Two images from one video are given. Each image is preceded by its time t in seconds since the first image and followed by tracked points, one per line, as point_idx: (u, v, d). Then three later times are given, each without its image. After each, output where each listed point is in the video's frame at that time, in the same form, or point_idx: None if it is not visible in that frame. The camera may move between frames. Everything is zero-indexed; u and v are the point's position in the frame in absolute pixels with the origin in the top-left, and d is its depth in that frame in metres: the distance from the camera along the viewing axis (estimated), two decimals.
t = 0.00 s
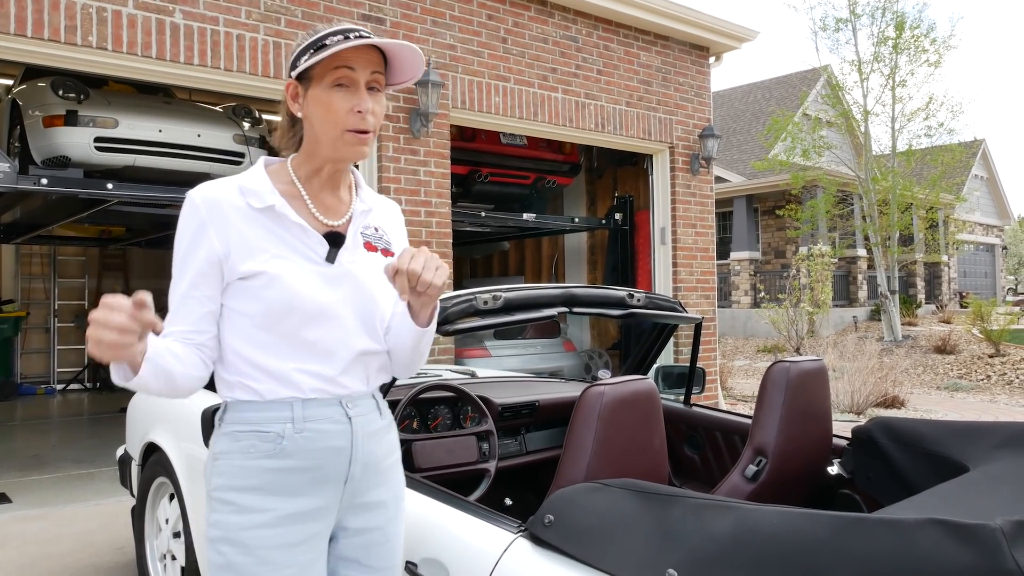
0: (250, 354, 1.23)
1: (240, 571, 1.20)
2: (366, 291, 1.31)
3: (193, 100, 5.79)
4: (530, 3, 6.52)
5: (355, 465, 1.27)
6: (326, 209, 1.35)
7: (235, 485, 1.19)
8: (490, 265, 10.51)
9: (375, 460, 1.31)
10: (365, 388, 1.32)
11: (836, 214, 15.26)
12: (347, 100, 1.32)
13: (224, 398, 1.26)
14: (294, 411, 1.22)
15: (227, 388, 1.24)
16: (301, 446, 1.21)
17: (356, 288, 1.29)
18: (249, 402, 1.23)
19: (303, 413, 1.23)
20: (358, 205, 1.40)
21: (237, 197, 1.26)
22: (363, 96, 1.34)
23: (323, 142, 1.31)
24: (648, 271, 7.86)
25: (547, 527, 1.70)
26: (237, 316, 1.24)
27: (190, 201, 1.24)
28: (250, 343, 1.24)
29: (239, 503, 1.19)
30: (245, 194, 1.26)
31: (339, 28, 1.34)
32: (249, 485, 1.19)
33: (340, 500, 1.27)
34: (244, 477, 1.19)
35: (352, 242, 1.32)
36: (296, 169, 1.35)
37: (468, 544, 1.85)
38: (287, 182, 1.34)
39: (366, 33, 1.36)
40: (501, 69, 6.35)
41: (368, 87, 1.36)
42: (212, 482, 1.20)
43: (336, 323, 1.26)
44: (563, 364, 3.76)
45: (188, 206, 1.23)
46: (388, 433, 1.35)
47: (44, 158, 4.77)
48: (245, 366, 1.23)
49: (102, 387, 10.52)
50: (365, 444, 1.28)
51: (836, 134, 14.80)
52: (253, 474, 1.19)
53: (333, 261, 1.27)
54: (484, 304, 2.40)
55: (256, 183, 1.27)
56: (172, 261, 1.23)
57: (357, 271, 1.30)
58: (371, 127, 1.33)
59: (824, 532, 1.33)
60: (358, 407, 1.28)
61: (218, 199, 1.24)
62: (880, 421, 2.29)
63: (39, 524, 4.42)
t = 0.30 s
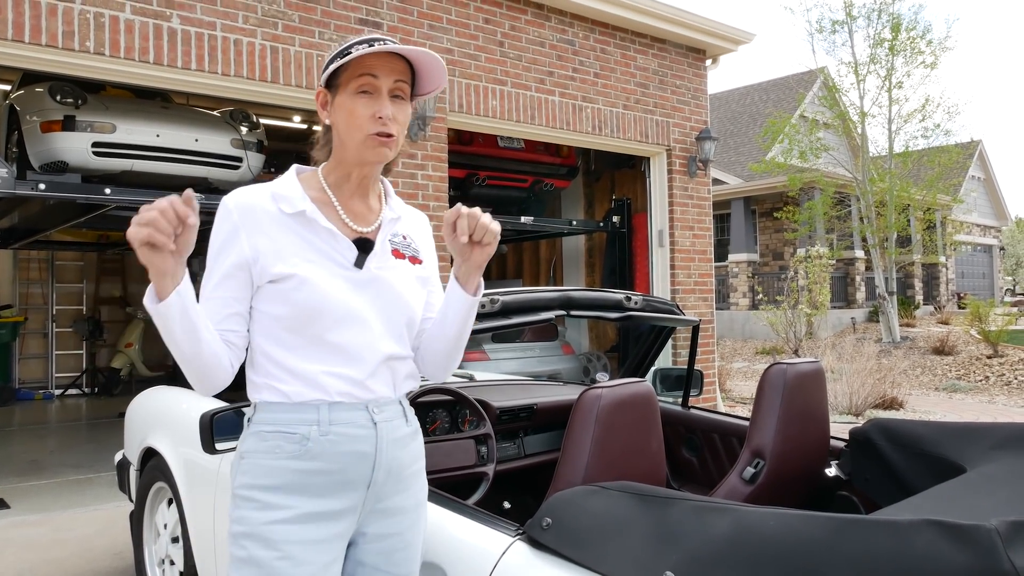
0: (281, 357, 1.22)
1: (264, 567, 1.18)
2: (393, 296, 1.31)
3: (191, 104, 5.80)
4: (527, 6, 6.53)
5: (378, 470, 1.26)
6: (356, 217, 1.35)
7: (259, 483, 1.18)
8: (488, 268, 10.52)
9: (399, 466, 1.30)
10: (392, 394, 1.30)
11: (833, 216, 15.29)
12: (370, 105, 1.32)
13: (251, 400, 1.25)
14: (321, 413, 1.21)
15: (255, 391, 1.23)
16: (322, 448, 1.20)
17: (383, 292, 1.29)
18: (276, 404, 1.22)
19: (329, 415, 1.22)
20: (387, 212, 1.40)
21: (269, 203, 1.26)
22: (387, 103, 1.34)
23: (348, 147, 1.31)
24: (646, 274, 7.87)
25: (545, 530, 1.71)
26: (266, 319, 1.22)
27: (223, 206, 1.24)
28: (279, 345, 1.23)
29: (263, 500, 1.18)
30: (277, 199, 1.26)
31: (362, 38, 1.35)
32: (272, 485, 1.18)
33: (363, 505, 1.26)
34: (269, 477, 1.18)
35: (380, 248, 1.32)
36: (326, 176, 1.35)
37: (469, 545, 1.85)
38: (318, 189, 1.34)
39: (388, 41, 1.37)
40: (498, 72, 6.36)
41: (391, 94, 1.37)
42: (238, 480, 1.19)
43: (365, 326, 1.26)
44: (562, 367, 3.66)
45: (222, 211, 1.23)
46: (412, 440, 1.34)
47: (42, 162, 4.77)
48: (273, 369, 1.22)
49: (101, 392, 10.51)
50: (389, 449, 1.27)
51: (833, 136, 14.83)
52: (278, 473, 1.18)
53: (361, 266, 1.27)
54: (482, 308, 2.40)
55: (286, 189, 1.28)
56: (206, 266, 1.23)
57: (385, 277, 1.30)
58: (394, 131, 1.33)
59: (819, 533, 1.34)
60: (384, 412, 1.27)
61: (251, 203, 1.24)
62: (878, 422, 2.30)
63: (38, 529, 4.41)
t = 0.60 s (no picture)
0: (290, 361, 1.21)
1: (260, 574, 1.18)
2: (401, 304, 1.32)
3: (188, 111, 5.82)
4: (523, 12, 6.56)
5: (380, 478, 1.26)
6: (369, 223, 1.35)
7: (262, 493, 1.18)
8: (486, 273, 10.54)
9: (401, 475, 1.30)
10: (395, 404, 1.31)
11: (831, 219, 15.32)
12: (389, 109, 1.34)
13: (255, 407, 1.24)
14: (323, 423, 1.21)
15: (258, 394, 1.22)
16: (324, 457, 1.20)
17: (392, 300, 1.30)
18: (279, 411, 1.21)
19: (331, 425, 1.21)
20: (397, 223, 1.40)
21: (283, 206, 1.25)
22: (406, 108, 1.36)
23: (362, 147, 1.32)
24: (643, 278, 7.88)
25: (543, 535, 1.71)
26: (276, 322, 1.20)
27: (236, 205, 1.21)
28: (288, 349, 1.21)
29: (265, 509, 1.18)
30: (293, 203, 1.25)
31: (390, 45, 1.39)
32: (273, 493, 1.18)
33: (364, 513, 1.27)
34: (270, 486, 1.18)
35: (390, 256, 1.33)
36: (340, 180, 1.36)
37: (466, 550, 1.86)
38: (332, 194, 1.33)
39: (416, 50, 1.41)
40: (495, 78, 6.37)
41: (412, 102, 1.39)
42: (239, 489, 1.19)
43: (375, 332, 1.26)
44: (560, 372, 3.68)
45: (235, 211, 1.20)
46: (414, 449, 1.35)
47: (40, 169, 4.78)
48: (280, 374, 1.21)
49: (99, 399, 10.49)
50: (391, 458, 1.28)
51: (830, 140, 14.87)
52: (280, 483, 1.18)
53: (373, 273, 1.28)
54: (479, 314, 2.41)
55: (302, 191, 1.28)
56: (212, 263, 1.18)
57: (395, 285, 1.31)
58: (409, 137, 1.34)
59: (813, 537, 1.34)
60: (387, 421, 1.27)
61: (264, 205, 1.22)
62: (874, 426, 2.30)
63: (35, 536, 4.41)
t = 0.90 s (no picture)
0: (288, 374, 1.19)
1: None
2: (394, 318, 1.31)
3: (187, 119, 5.84)
4: (521, 19, 6.59)
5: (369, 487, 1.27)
6: (368, 236, 1.33)
7: (254, 506, 1.18)
8: (485, 280, 10.55)
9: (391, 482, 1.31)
10: (383, 412, 1.31)
11: (829, 225, 15.34)
12: (394, 126, 1.34)
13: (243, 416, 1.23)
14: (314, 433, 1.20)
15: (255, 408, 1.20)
16: (310, 468, 1.19)
17: (388, 316, 1.29)
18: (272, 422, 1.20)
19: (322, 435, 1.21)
20: (392, 236, 1.39)
21: (287, 212, 1.22)
22: (413, 127, 1.36)
23: (366, 162, 1.31)
24: (642, 285, 7.89)
25: (541, 541, 1.72)
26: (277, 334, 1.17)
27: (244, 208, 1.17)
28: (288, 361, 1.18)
29: (256, 522, 1.18)
30: (297, 210, 1.22)
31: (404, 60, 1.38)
32: (261, 506, 1.18)
33: (355, 521, 1.27)
34: (261, 498, 1.18)
35: (387, 270, 1.33)
36: (340, 191, 1.34)
37: (462, 557, 1.86)
38: (331, 203, 1.32)
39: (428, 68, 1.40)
40: (493, 85, 6.40)
41: (419, 120, 1.38)
42: (230, 502, 1.20)
43: (372, 348, 1.26)
44: (557, 378, 3.62)
45: (241, 214, 1.17)
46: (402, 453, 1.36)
47: (40, 177, 4.79)
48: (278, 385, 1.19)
49: (98, 407, 10.47)
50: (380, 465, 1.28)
51: (828, 145, 14.92)
52: (271, 495, 1.18)
53: (372, 289, 1.27)
54: (476, 319, 2.47)
55: (306, 200, 1.25)
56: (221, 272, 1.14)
57: (390, 300, 1.30)
58: (412, 156, 1.34)
59: (811, 544, 1.34)
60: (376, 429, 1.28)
61: (269, 211, 1.19)
62: (874, 431, 2.30)
63: (34, 544, 4.40)
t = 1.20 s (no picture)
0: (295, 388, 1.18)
1: None
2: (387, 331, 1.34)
3: (188, 125, 5.85)
4: (521, 25, 6.60)
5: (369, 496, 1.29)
6: (361, 246, 1.34)
7: (261, 524, 1.17)
8: (485, 285, 10.55)
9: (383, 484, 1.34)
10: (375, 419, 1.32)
11: (829, 230, 15.33)
12: (398, 145, 1.33)
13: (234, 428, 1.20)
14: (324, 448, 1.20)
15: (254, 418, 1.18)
16: (323, 482, 1.21)
17: (383, 330, 1.32)
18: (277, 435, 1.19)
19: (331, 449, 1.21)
20: (382, 244, 1.40)
21: (297, 223, 1.19)
22: (417, 151, 1.35)
23: (366, 177, 1.31)
24: (642, 290, 7.88)
25: (540, 547, 1.71)
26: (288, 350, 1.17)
27: (261, 221, 1.15)
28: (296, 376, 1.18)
29: (263, 539, 1.17)
30: (307, 223, 1.20)
31: (414, 78, 1.35)
32: (270, 523, 1.17)
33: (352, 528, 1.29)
34: (270, 514, 1.17)
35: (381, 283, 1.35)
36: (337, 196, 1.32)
37: (462, 564, 1.86)
38: (330, 210, 1.30)
39: (441, 89, 1.37)
40: (493, 91, 6.41)
41: (422, 140, 1.37)
42: (231, 520, 1.17)
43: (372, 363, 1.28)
44: (557, 384, 3.65)
45: (259, 228, 1.14)
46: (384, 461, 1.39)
47: (40, 183, 4.79)
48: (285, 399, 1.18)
49: (98, 412, 10.46)
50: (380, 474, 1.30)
51: (827, 150, 14.92)
52: (279, 511, 1.18)
53: (372, 304, 1.29)
54: (476, 325, 2.45)
55: (314, 210, 1.22)
56: (233, 281, 1.11)
57: (384, 314, 1.33)
58: (413, 177, 1.34)
59: (809, 549, 1.35)
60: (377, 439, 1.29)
61: (284, 223, 1.17)
62: (872, 436, 2.29)
63: (34, 550, 4.39)
